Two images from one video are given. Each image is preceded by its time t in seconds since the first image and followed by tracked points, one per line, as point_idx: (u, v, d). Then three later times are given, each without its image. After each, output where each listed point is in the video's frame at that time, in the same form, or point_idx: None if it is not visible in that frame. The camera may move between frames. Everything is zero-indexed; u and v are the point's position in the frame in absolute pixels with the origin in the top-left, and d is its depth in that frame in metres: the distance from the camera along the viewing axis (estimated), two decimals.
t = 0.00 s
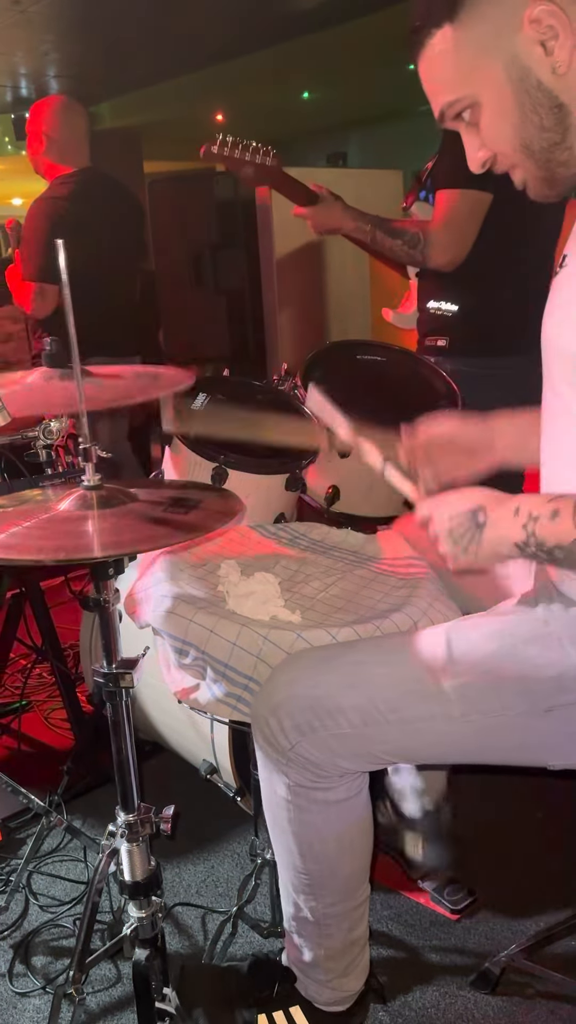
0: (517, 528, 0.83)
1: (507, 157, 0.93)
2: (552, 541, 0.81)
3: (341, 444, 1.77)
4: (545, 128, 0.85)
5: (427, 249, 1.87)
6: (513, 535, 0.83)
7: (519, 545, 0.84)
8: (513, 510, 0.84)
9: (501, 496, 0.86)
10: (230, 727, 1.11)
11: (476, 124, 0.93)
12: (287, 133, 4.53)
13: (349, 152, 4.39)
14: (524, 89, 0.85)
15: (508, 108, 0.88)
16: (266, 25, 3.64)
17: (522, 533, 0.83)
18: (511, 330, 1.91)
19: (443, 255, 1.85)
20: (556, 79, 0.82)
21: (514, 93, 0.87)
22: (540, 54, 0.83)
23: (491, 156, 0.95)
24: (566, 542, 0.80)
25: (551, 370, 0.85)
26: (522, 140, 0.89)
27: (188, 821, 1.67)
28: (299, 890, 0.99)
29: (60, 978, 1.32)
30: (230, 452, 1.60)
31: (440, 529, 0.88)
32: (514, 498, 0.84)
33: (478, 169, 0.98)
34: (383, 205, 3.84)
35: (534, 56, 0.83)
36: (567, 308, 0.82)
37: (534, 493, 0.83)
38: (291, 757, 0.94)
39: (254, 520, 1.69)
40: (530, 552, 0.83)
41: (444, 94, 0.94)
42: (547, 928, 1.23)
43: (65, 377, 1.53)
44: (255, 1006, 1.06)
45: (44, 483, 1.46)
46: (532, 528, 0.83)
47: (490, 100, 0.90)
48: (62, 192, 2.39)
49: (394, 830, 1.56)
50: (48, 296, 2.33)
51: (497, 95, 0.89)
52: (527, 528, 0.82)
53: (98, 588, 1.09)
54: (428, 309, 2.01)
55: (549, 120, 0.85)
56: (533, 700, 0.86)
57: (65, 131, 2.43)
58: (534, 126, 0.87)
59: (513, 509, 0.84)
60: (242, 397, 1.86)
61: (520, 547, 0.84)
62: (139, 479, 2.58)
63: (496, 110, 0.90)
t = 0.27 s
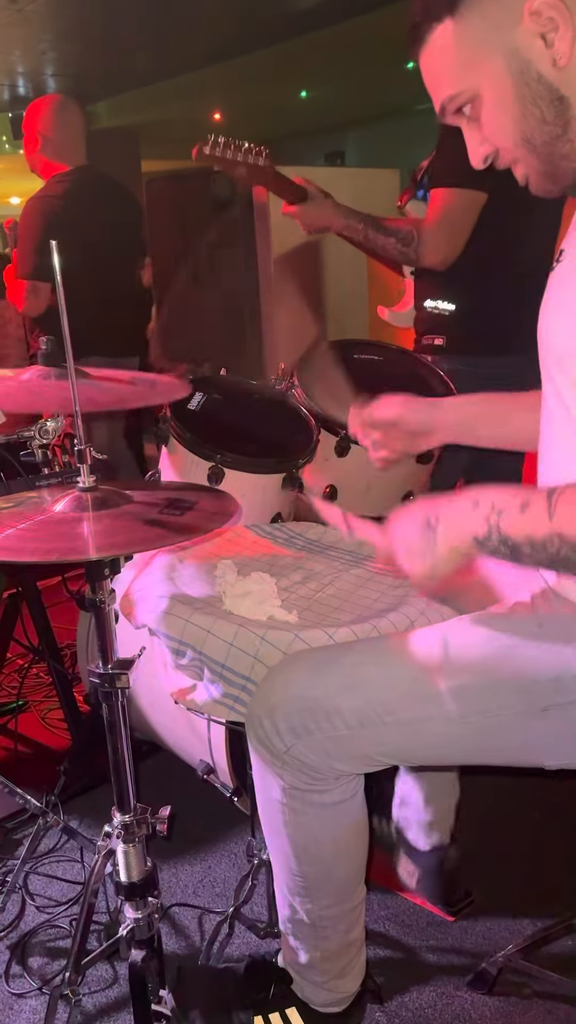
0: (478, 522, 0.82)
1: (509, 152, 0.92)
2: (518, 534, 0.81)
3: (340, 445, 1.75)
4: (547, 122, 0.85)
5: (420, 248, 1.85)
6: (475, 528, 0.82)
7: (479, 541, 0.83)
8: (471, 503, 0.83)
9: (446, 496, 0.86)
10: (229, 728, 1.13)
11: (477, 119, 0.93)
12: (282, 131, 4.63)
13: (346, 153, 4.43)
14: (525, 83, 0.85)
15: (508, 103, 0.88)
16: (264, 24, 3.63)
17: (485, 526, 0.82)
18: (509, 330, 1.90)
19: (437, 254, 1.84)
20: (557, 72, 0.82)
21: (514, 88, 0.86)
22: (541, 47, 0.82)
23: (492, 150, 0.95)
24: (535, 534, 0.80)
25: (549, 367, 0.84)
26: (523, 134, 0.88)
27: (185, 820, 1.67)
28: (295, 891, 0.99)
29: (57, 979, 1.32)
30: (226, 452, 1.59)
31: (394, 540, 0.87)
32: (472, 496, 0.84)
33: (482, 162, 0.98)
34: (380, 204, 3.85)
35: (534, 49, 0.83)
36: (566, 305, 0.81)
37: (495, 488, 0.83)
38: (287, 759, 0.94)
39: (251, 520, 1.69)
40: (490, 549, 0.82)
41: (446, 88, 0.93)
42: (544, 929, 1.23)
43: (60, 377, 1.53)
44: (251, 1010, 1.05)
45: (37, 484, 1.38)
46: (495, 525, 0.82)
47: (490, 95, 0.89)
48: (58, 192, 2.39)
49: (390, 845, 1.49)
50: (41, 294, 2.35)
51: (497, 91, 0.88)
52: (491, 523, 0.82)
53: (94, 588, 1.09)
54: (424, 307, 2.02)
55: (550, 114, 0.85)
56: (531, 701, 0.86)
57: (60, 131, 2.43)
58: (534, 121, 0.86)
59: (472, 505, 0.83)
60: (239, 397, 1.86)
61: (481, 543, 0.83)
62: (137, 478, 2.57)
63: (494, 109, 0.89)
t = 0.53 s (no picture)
0: (491, 512, 0.85)
1: (504, 167, 0.92)
2: (523, 530, 0.82)
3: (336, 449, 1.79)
4: (541, 138, 0.85)
5: (418, 262, 1.83)
6: (486, 519, 0.85)
7: (491, 529, 0.85)
8: (485, 495, 0.86)
9: (472, 474, 0.88)
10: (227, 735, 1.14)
11: (471, 135, 0.92)
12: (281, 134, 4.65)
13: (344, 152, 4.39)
14: (519, 99, 0.85)
15: (503, 118, 0.87)
16: (261, 26, 3.62)
17: (494, 517, 0.84)
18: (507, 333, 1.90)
19: (434, 266, 1.83)
20: (551, 89, 0.82)
21: (509, 104, 0.86)
22: (534, 63, 0.82)
23: (488, 165, 0.94)
24: (539, 532, 0.81)
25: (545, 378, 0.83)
26: (518, 150, 0.88)
27: (182, 825, 1.66)
28: (294, 898, 0.99)
29: (54, 986, 1.31)
30: (222, 456, 1.58)
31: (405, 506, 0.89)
32: (486, 483, 0.86)
33: (479, 177, 0.97)
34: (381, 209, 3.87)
35: (528, 65, 0.83)
36: (564, 315, 0.80)
37: (506, 480, 0.85)
38: (286, 766, 0.93)
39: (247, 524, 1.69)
40: (503, 536, 0.85)
41: (440, 103, 0.93)
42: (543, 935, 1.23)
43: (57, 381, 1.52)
44: (248, 1015, 1.06)
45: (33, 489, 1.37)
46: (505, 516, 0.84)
47: (486, 112, 0.88)
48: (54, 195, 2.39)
49: (385, 824, 1.50)
50: (35, 297, 2.34)
51: (493, 108, 0.88)
52: (499, 515, 0.84)
53: (90, 595, 1.08)
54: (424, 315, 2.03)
55: (545, 130, 0.84)
56: (529, 709, 0.85)
57: (55, 133, 2.45)
58: (529, 135, 0.86)
59: (485, 494, 0.85)
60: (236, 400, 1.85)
61: (492, 531, 0.85)
62: (134, 481, 2.57)
63: (489, 121, 0.89)
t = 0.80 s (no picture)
0: (490, 532, 0.84)
1: (498, 160, 0.91)
2: (523, 543, 0.81)
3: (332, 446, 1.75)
4: (534, 131, 0.85)
5: (418, 262, 1.88)
6: (487, 538, 0.84)
7: (494, 548, 0.84)
8: (484, 514, 0.85)
9: (472, 499, 0.87)
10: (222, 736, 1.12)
11: (466, 126, 0.92)
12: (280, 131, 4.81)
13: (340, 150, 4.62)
14: (512, 91, 0.84)
15: (496, 112, 0.87)
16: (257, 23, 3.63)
17: (495, 537, 0.84)
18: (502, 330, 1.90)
19: (433, 265, 1.87)
20: (545, 81, 0.82)
21: (502, 97, 0.85)
22: (529, 57, 0.82)
23: (483, 157, 0.93)
24: (539, 547, 0.80)
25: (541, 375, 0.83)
26: (512, 143, 0.88)
27: (177, 824, 1.66)
28: (288, 897, 0.98)
29: (48, 985, 1.31)
30: (218, 454, 1.58)
31: (414, 535, 0.90)
32: (485, 505, 0.85)
33: (473, 170, 0.96)
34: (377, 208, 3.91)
35: (522, 58, 0.82)
36: (557, 306, 0.80)
37: (505, 497, 0.84)
38: (280, 765, 0.93)
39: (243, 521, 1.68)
40: (505, 555, 0.84)
41: (435, 96, 0.92)
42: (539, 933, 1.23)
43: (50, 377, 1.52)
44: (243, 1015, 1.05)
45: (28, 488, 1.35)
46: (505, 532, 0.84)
47: (480, 103, 0.88)
48: (49, 192, 2.39)
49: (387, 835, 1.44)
50: (29, 297, 2.33)
51: (486, 101, 0.87)
52: (499, 531, 0.83)
53: (83, 592, 1.08)
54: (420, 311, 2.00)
55: (538, 123, 0.84)
56: (524, 706, 0.85)
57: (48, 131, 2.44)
58: (522, 129, 0.86)
59: (484, 515, 0.85)
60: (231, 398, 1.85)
61: (495, 550, 0.85)
62: (129, 479, 2.56)
63: (483, 114, 0.88)
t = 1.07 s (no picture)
0: (499, 483, 0.81)
1: (496, 146, 0.91)
2: (537, 500, 0.78)
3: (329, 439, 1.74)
4: (529, 116, 0.85)
5: (415, 243, 1.87)
6: (495, 492, 0.81)
7: (502, 502, 0.81)
8: (494, 464, 0.82)
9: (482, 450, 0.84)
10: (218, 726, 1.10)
11: (463, 112, 0.91)
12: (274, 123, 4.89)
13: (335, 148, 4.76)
14: (506, 76, 0.84)
15: (491, 97, 0.86)
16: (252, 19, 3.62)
17: (504, 490, 0.81)
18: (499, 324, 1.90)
19: (431, 247, 1.85)
20: (538, 64, 0.81)
21: (496, 80, 0.85)
22: (522, 41, 0.81)
23: (482, 142, 0.93)
24: (550, 504, 0.78)
25: (537, 353, 0.82)
26: (508, 127, 0.87)
27: (174, 819, 1.65)
28: (286, 889, 0.98)
29: (46, 981, 1.30)
30: (214, 446, 1.58)
31: (413, 485, 0.87)
32: (495, 455, 0.83)
33: (473, 155, 0.96)
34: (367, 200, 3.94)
35: (515, 42, 0.81)
36: (550, 290, 0.79)
37: (515, 450, 0.82)
38: (276, 756, 0.93)
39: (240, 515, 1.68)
40: (513, 509, 0.81)
41: (434, 83, 0.91)
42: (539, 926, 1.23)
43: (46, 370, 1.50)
44: (241, 1007, 1.05)
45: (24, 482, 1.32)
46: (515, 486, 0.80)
47: (476, 86, 0.87)
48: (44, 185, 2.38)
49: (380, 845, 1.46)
50: (23, 291, 2.33)
51: (480, 82, 0.86)
52: (509, 485, 0.80)
53: (81, 585, 1.07)
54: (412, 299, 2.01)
55: (533, 107, 0.84)
56: (524, 695, 0.85)
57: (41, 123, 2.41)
58: (518, 114, 0.85)
59: (492, 468, 0.82)
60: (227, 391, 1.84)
61: (503, 503, 0.81)
62: (125, 474, 2.55)
63: (479, 97, 0.87)
